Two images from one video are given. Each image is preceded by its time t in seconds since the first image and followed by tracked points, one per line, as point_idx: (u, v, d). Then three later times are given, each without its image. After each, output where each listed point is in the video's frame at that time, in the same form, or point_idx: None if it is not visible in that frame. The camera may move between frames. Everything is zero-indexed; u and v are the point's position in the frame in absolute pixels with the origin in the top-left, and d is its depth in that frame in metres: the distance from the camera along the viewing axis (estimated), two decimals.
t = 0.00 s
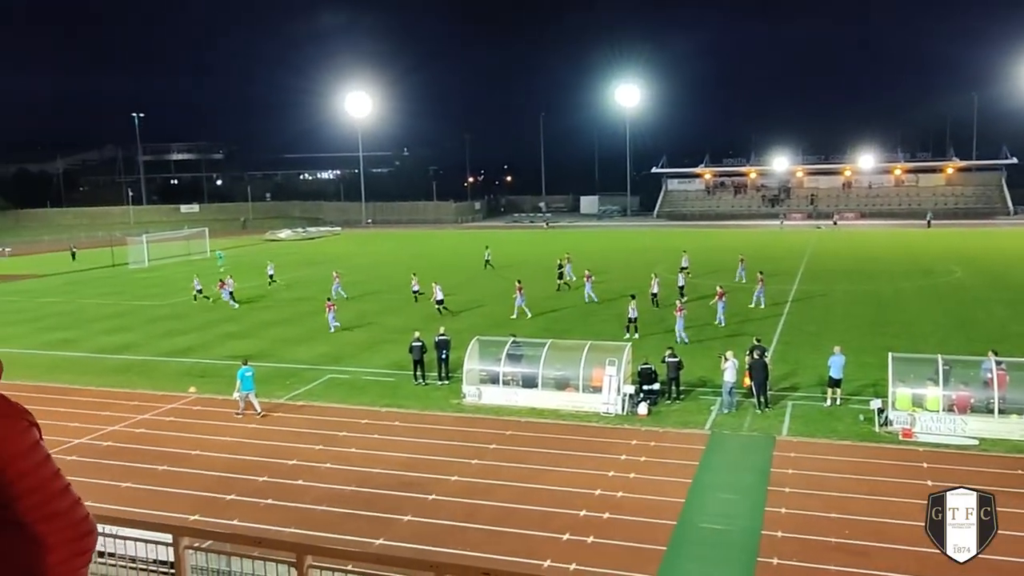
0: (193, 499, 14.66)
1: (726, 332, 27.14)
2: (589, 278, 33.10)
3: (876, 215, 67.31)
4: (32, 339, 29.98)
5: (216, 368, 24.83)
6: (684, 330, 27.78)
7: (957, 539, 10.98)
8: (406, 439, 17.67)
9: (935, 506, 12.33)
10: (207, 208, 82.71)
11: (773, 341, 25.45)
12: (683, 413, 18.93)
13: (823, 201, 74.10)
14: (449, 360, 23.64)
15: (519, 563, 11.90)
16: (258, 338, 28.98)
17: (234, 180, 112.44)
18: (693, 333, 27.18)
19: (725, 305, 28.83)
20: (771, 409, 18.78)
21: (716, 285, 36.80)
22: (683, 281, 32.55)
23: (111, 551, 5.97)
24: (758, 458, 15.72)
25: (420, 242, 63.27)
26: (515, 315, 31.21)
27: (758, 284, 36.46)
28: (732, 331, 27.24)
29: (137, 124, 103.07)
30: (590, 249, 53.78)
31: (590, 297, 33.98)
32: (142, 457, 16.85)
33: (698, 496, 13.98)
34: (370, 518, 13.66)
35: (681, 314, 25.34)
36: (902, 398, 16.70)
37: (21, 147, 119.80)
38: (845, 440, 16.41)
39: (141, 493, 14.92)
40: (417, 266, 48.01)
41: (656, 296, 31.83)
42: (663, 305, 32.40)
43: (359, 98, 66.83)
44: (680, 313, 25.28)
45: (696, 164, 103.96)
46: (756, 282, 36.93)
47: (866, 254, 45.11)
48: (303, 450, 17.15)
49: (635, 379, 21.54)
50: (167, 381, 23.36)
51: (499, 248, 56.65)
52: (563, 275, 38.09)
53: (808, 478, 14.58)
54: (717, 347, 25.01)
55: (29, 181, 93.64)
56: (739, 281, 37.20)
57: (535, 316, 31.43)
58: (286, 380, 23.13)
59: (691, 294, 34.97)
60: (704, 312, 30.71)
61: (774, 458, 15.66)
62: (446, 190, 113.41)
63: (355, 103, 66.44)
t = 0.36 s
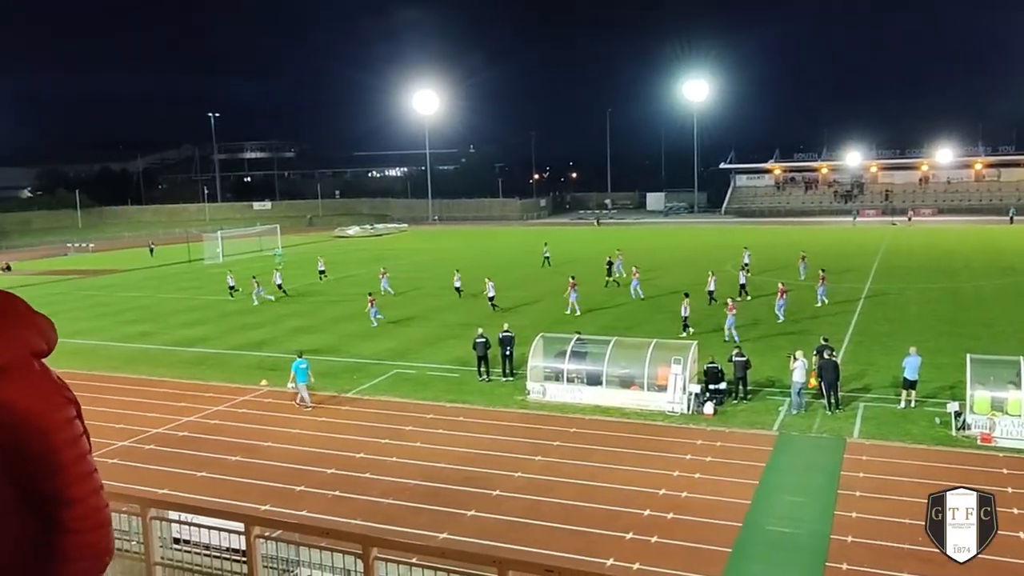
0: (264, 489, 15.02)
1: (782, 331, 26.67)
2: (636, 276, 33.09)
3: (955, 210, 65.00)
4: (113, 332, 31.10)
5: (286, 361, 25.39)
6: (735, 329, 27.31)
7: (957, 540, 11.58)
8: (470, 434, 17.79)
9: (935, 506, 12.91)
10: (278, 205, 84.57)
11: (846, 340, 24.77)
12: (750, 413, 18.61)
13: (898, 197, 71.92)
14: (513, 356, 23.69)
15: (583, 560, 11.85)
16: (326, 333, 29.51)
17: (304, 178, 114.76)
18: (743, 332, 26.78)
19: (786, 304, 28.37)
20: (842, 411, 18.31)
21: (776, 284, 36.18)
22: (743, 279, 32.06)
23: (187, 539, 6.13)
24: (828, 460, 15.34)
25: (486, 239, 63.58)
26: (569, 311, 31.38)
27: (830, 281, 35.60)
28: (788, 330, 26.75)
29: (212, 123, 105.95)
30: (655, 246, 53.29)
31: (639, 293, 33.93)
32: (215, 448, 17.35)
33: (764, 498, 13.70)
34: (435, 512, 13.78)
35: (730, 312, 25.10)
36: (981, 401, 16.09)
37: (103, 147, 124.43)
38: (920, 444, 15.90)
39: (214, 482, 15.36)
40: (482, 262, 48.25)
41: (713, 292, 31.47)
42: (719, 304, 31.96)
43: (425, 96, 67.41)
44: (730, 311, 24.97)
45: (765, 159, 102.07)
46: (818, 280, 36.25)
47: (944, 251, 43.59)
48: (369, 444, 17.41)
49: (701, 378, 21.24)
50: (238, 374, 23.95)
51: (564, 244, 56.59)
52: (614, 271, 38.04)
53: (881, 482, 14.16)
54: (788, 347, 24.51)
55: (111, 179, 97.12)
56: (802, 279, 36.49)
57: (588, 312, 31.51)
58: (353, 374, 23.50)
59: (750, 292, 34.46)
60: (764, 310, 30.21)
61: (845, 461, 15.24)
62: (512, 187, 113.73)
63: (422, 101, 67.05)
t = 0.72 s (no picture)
0: (325, 484, 15.32)
1: (835, 332, 26.44)
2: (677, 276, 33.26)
3: None
4: (182, 328, 32.02)
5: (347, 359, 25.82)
6: (784, 329, 27.21)
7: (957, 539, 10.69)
8: (526, 433, 17.86)
9: (936, 506, 12.18)
10: (340, 205, 86.10)
11: (911, 344, 24.17)
12: (811, 417, 18.29)
13: (968, 197, 69.81)
14: (571, 357, 23.70)
15: (639, 563, 11.80)
16: (386, 332, 29.91)
17: (366, 178, 116.66)
18: (796, 333, 26.53)
19: (842, 303, 28.11)
20: (907, 416, 17.87)
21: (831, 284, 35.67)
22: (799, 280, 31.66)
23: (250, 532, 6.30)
24: (893, 467, 14.97)
25: (544, 238, 63.69)
26: (617, 311, 31.53)
27: (896, 283, 34.75)
28: (840, 331, 26.51)
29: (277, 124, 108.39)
30: (715, 246, 52.77)
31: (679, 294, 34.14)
32: (278, 442, 17.75)
33: (826, 504, 13.44)
34: (492, 510, 13.88)
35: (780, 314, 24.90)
36: None
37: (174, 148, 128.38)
38: (989, 452, 15.41)
39: (277, 476, 15.72)
40: (540, 262, 48.38)
41: (763, 294, 31.17)
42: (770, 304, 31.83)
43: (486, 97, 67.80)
44: (780, 313, 24.78)
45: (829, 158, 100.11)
46: (875, 280, 35.68)
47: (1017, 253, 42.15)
48: (427, 441, 17.62)
49: (761, 381, 20.95)
50: (301, 371, 24.45)
51: (622, 244, 56.41)
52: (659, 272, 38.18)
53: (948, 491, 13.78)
54: (851, 350, 24.02)
55: (181, 179, 100.09)
56: (858, 280, 35.93)
57: (636, 313, 31.59)
58: (412, 372, 23.79)
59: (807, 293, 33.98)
60: (821, 312, 29.75)
61: (910, 468, 14.87)
62: (570, 187, 113.76)
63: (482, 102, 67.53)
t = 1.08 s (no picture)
0: (375, 482, 15.52)
1: (884, 335, 26.14)
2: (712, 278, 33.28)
3: None
4: (239, 326, 32.72)
5: (399, 359, 26.11)
6: (835, 333, 26.79)
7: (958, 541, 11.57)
8: (575, 435, 17.85)
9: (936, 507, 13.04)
10: (392, 206, 87.01)
11: (971, 350, 23.54)
12: (867, 424, 17.92)
13: None
14: (621, 359, 23.59)
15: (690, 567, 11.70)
16: (437, 332, 30.14)
17: (417, 180, 117.67)
18: (849, 338, 26.07)
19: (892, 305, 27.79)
20: (968, 424, 17.41)
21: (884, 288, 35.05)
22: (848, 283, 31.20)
23: (305, 526, 6.45)
24: (951, 476, 14.62)
25: (594, 240, 63.48)
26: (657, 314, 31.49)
27: (956, 287, 33.87)
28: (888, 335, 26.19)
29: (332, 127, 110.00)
30: (769, 248, 52.01)
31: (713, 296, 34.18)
32: (329, 440, 18.04)
33: (881, 513, 13.19)
34: (540, 512, 13.90)
35: (825, 317, 24.62)
36: None
37: (231, 150, 131.11)
38: None
39: (329, 473, 16.00)
40: (591, 264, 48.24)
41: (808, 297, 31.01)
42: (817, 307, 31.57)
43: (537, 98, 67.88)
44: (826, 317, 24.49)
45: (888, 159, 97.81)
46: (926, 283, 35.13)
47: None
48: (476, 442, 17.73)
49: (816, 386, 20.60)
50: (353, 370, 24.78)
51: (674, 246, 55.94)
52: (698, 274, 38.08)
53: (1011, 502, 13.39)
54: (909, 355, 23.48)
55: (238, 181, 102.19)
56: (909, 283, 35.34)
57: (677, 315, 31.52)
58: (463, 373, 23.96)
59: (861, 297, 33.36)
60: (876, 316, 29.18)
61: (970, 478, 14.49)
62: (621, 188, 113.18)
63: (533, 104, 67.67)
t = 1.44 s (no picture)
0: (411, 482, 15.62)
1: (921, 339, 25.82)
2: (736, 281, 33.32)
3: None
4: (279, 326, 33.13)
5: (436, 359, 26.24)
6: (874, 336, 26.46)
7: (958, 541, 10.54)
8: (610, 438, 17.82)
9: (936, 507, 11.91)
10: (430, 208, 87.58)
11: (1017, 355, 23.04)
12: (909, 429, 17.63)
13: None
14: (658, 362, 23.50)
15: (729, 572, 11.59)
16: (474, 333, 30.21)
17: (455, 182, 118.16)
18: (890, 341, 25.72)
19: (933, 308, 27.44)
20: (1014, 431, 17.04)
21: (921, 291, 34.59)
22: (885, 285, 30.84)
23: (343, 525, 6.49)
24: (996, 483, 14.32)
25: (631, 242, 63.16)
26: (684, 316, 31.44)
27: (1002, 291, 33.19)
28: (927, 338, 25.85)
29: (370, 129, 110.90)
30: (809, 250, 51.32)
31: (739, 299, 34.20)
32: (366, 440, 18.22)
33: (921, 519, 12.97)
34: (576, 514, 13.87)
35: (860, 320, 24.37)
36: None
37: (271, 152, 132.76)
38: None
39: (366, 473, 16.13)
40: (627, 265, 48.10)
41: (837, 298, 30.97)
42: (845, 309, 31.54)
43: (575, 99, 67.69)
44: (860, 319, 24.27)
45: (932, 159, 96.12)
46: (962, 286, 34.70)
47: None
48: (512, 443, 17.76)
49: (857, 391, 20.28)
50: (390, 370, 24.98)
51: (712, 248, 55.45)
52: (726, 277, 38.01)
53: None
54: (953, 359, 23.09)
55: (278, 183, 103.43)
56: (947, 285, 34.88)
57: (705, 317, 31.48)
58: (499, 374, 24.00)
59: (903, 299, 32.86)
60: (917, 319, 28.74)
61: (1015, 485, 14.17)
62: (658, 190, 112.66)
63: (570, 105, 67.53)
